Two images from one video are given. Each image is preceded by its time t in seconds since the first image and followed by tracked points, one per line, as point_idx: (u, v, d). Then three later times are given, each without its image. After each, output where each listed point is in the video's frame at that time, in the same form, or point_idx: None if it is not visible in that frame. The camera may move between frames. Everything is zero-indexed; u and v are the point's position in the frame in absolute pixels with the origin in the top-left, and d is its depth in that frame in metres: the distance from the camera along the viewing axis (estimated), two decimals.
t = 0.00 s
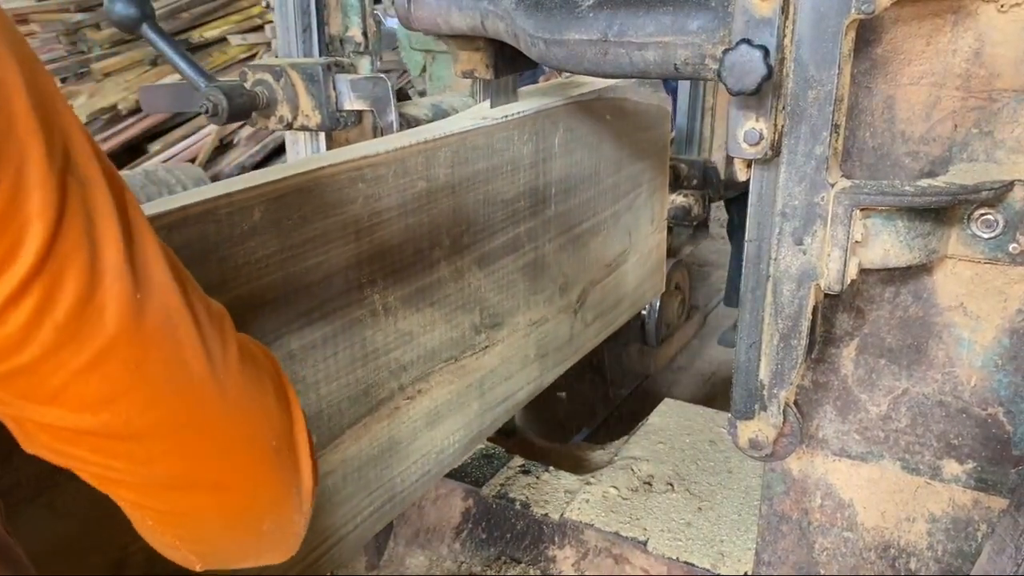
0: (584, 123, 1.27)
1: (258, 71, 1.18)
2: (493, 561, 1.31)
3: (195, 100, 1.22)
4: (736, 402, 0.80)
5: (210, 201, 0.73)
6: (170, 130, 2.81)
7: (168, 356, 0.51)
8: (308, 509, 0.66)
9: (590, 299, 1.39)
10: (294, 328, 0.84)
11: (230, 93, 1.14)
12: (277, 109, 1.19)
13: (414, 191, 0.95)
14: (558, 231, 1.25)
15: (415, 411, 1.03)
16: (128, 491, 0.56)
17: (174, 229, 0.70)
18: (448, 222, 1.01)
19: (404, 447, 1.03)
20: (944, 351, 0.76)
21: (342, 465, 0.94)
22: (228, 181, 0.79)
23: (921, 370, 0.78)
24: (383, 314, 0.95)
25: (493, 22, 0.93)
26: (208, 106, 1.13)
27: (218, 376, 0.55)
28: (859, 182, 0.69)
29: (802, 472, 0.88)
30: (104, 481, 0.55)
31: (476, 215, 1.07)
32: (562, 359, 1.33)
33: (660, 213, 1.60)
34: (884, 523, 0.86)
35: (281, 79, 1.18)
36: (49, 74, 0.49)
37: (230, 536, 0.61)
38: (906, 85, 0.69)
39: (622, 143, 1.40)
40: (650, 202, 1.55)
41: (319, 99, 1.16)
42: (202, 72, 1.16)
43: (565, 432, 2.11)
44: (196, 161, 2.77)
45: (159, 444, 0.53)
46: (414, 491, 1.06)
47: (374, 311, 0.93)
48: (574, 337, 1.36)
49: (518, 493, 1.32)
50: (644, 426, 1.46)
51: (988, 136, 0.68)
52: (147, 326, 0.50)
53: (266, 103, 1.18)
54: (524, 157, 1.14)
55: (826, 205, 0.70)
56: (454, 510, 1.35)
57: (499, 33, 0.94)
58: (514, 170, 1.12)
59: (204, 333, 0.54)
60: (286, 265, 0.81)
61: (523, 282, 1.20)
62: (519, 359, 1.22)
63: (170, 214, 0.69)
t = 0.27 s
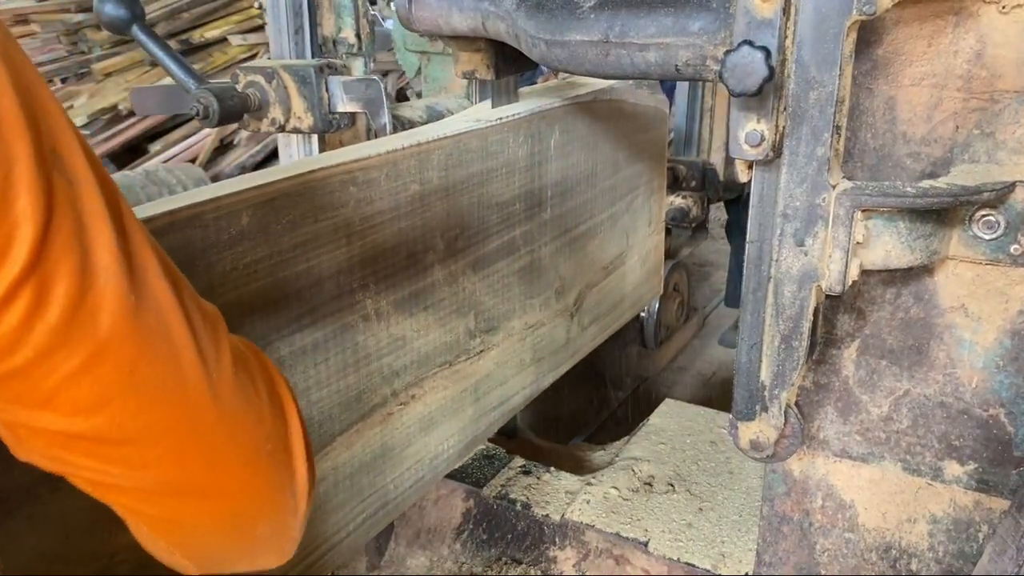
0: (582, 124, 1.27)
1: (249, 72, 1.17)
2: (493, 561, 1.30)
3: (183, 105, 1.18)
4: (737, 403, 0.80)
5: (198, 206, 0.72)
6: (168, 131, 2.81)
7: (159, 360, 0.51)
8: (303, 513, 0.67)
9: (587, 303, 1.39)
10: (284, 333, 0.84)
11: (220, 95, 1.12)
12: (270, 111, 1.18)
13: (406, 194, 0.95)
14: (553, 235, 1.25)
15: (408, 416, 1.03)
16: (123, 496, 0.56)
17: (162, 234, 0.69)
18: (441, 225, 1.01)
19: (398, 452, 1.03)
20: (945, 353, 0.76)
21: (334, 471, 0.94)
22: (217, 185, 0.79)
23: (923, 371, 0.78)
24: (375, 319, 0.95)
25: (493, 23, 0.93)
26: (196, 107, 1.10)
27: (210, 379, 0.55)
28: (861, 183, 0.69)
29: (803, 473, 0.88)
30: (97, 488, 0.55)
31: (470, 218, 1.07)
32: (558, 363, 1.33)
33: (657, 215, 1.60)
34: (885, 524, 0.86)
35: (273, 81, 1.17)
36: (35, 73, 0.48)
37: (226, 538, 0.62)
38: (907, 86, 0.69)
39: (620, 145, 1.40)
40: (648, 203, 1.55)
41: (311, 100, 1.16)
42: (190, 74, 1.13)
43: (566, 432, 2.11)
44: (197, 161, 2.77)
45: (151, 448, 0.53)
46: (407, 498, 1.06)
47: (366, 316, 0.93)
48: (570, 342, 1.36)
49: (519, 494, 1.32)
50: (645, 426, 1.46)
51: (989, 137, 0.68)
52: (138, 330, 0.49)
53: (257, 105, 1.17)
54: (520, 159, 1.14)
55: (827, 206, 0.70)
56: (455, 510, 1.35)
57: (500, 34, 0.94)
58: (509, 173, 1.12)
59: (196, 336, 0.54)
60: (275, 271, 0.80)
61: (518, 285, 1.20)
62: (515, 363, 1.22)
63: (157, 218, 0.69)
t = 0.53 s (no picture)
0: (581, 124, 1.27)
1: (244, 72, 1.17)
2: (495, 561, 1.31)
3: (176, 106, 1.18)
4: (739, 402, 0.80)
5: (189, 206, 0.72)
6: (169, 131, 2.81)
7: (154, 367, 0.51)
8: (292, 531, 0.64)
9: (585, 304, 1.39)
10: (279, 335, 0.83)
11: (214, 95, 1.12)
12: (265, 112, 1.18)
13: (401, 195, 0.95)
14: (551, 236, 1.25)
15: (405, 419, 1.03)
16: (118, 507, 0.56)
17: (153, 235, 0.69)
18: (438, 226, 1.01)
19: (395, 455, 1.03)
20: (947, 351, 0.76)
21: (329, 475, 0.93)
22: (210, 185, 0.78)
23: (925, 369, 0.78)
24: (370, 321, 0.95)
25: (496, 21, 0.94)
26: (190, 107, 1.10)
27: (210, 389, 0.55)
28: (864, 181, 0.69)
29: (805, 471, 0.88)
30: (93, 497, 0.55)
31: (467, 219, 1.06)
32: (557, 363, 1.33)
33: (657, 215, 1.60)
34: (887, 523, 0.86)
35: (268, 80, 1.16)
36: (39, 77, 0.49)
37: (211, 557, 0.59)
38: (910, 84, 0.69)
39: (620, 145, 1.40)
40: (648, 203, 1.55)
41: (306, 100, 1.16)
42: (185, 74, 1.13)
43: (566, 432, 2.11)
44: (198, 161, 2.78)
45: (143, 457, 0.53)
46: (403, 501, 1.06)
47: (361, 319, 0.93)
48: (569, 343, 1.36)
49: (521, 493, 1.32)
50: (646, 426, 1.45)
51: (992, 135, 0.68)
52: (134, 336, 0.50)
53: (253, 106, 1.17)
54: (517, 159, 1.13)
55: (830, 205, 0.70)
56: (456, 510, 1.35)
57: (502, 32, 0.94)
58: (506, 173, 1.12)
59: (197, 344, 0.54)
60: (268, 272, 0.80)
61: (516, 286, 1.19)
62: (513, 365, 1.22)
63: (148, 219, 0.69)
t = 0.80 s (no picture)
0: (581, 125, 1.27)
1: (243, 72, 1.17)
2: (497, 560, 1.30)
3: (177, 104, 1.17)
4: (741, 402, 0.80)
5: (186, 208, 0.73)
6: (169, 131, 2.81)
7: (163, 373, 0.54)
8: (298, 541, 0.65)
9: (586, 305, 1.39)
10: (278, 336, 0.84)
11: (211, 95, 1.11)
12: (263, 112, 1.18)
13: (399, 197, 0.95)
14: (551, 237, 1.25)
15: (405, 420, 1.03)
16: (127, 515, 0.57)
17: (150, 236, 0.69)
18: (436, 228, 1.01)
19: (394, 456, 1.03)
20: (949, 351, 0.76)
21: (328, 476, 0.93)
22: (207, 186, 0.79)
23: (927, 369, 0.78)
24: (369, 323, 0.95)
25: (498, 22, 0.94)
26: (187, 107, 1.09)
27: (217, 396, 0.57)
28: (865, 181, 0.69)
29: (807, 471, 0.88)
30: (104, 505, 0.57)
31: (465, 220, 1.06)
32: (557, 364, 1.34)
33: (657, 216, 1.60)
34: (889, 522, 0.86)
35: (265, 80, 1.16)
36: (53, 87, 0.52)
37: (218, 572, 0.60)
38: (912, 84, 0.70)
39: (621, 145, 1.40)
40: (648, 203, 1.55)
41: (303, 100, 1.15)
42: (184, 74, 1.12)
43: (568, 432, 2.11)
44: (199, 161, 2.78)
45: (152, 464, 0.55)
46: (402, 503, 1.06)
47: (359, 321, 0.93)
48: (569, 344, 1.36)
49: (523, 492, 1.32)
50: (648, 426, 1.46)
51: (994, 135, 0.68)
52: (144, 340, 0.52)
53: (251, 107, 1.17)
54: (516, 160, 1.14)
55: (832, 205, 0.71)
56: (458, 509, 1.35)
57: (505, 33, 0.95)
58: (505, 174, 1.12)
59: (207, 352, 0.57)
60: (266, 274, 0.80)
61: (515, 287, 1.20)
62: (513, 366, 1.22)
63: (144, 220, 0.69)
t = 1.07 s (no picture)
0: (581, 126, 1.27)
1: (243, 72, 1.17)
2: (498, 559, 1.31)
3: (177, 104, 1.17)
4: (742, 401, 0.80)
5: (185, 207, 0.73)
6: (169, 131, 2.82)
7: (198, 357, 0.55)
8: (323, 511, 0.70)
9: (586, 305, 1.40)
10: (277, 337, 0.84)
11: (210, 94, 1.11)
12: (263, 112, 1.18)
13: (399, 197, 0.95)
14: (551, 237, 1.26)
15: (404, 420, 1.03)
16: (159, 488, 0.60)
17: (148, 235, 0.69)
18: (435, 228, 1.02)
19: (394, 456, 1.03)
20: (949, 350, 0.76)
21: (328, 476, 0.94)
22: (206, 185, 0.79)
23: (927, 368, 0.78)
24: (368, 323, 0.95)
25: (500, 22, 0.94)
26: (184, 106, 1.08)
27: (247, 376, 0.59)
28: (866, 181, 0.69)
29: (807, 470, 0.88)
30: (136, 479, 0.60)
31: (465, 220, 1.07)
32: (557, 364, 1.34)
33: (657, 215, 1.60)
34: (889, 521, 0.86)
35: (265, 80, 1.16)
36: (77, 67, 0.52)
37: (252, 536, 0.66)
38: (912, 84, 0.70)
39: (621, 146, 1.41)
40: (649, 203, 1.56)
41: (303, 100, 1.15)
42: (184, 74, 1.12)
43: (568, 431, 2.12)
44: (200, 161, 2.79)
45: (186, 444, 0.57)
46: (402, 503, 1.06)
47: (358, 321, 0.94)
48: (569, 344, 1.36)
49: (524, 492, 1.32)
50: (649, 425, 1.46)
51: (995, 135, 0.68)
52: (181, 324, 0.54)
53: (251, 108, 1.17)
54: (516, 160, 1.14)
55: (832, 204, 0.71)
56: (458, 509, 1.36)
57: (506, 32, 0.95)
58: (505, 174, 1.12)
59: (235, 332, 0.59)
60: (264, 274, 0.80)
61: (514, 288, 1.20)
62: (512, 366, 1.23)
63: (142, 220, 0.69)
